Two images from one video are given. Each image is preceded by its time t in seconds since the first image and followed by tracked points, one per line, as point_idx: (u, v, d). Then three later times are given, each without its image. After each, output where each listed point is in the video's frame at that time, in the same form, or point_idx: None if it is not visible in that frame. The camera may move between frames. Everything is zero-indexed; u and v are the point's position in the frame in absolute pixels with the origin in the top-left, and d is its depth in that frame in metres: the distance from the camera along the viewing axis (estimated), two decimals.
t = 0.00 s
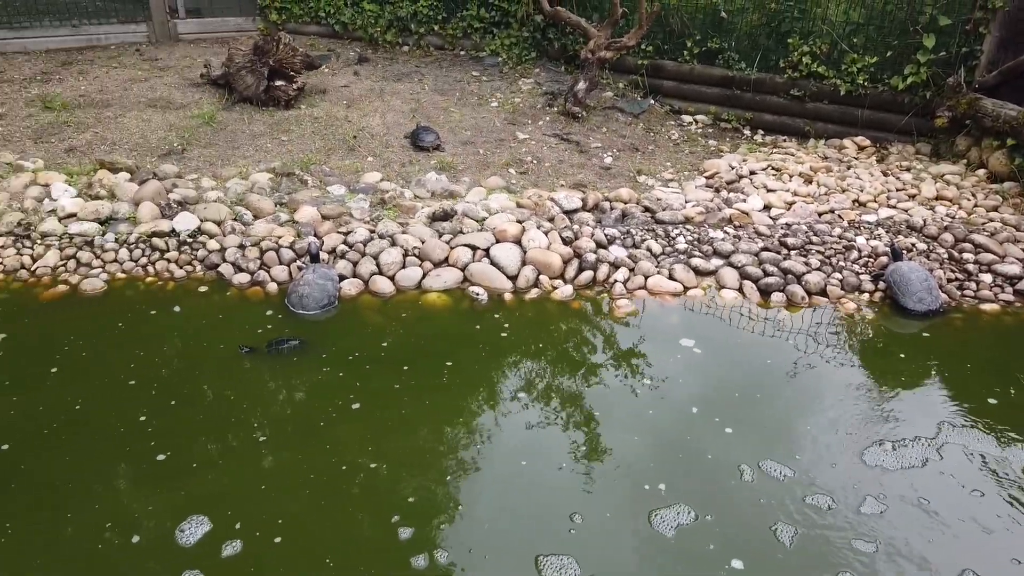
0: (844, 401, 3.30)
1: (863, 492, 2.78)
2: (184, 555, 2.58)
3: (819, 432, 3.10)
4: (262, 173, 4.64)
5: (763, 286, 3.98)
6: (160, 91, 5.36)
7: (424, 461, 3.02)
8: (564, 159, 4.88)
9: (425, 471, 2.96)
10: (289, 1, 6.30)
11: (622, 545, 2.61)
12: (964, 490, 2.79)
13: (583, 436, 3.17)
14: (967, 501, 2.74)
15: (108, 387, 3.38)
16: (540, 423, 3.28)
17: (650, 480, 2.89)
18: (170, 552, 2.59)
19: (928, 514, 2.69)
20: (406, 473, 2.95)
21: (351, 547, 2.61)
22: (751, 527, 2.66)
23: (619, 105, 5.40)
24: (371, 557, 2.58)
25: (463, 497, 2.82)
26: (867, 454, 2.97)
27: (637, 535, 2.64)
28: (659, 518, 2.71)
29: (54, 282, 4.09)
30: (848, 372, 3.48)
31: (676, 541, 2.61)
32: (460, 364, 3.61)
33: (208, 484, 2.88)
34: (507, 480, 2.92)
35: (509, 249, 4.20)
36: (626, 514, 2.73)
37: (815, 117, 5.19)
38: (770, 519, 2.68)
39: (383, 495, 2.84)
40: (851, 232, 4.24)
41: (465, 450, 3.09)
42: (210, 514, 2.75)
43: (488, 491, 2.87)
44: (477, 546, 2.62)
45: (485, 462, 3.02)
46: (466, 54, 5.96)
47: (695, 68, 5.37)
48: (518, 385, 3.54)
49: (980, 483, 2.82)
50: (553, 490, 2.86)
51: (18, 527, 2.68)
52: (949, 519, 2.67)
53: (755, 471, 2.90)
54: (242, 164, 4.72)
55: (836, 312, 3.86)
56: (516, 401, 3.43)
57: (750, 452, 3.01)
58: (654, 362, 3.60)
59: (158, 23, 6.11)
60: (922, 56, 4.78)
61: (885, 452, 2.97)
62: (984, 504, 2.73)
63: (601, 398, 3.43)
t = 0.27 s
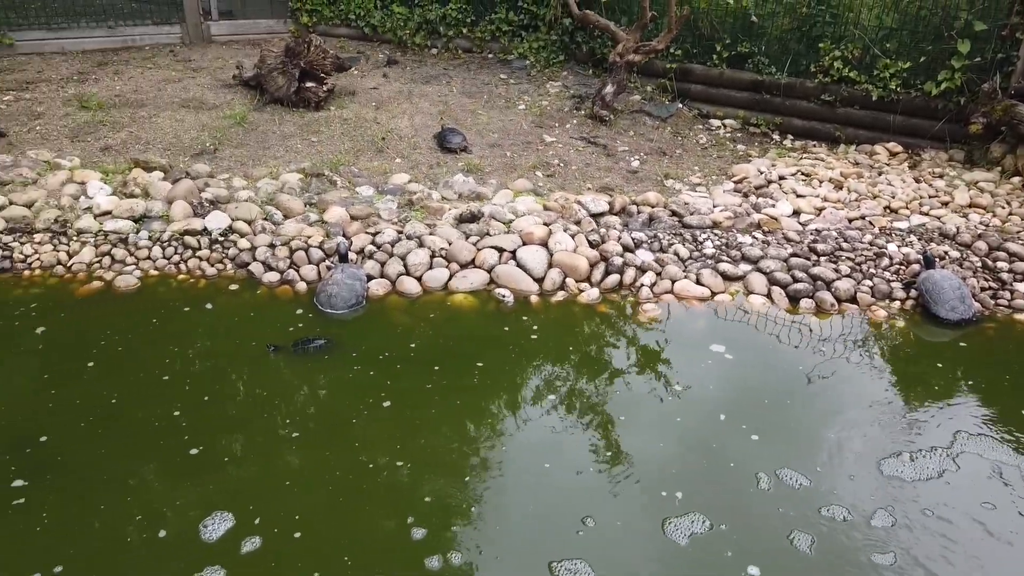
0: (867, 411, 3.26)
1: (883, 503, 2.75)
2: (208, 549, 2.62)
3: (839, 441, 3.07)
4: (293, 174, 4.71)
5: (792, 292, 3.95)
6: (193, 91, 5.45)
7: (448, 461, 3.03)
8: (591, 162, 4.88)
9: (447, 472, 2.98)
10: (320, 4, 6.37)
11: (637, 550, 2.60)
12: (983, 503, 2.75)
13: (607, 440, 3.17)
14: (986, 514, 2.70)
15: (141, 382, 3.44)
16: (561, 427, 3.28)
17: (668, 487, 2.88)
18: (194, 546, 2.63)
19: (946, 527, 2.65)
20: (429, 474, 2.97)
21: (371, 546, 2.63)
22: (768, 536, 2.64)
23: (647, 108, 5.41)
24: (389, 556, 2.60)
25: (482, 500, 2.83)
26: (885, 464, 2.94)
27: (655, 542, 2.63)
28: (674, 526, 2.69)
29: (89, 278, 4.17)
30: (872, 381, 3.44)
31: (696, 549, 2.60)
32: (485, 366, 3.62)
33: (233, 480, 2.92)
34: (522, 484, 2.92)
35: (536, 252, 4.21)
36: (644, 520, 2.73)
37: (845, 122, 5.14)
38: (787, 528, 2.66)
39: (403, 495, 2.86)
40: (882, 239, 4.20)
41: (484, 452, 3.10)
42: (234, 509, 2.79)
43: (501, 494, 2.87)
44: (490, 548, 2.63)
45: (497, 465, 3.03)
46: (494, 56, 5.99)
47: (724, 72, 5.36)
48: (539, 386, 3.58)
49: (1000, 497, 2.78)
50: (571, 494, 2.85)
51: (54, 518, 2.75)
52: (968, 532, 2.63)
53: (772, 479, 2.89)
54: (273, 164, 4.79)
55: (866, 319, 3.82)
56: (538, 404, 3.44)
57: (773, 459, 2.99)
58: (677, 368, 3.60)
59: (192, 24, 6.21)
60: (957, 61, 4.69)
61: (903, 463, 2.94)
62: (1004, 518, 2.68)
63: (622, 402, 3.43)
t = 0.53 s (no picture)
0: (891, 419, 3.22)
1: (904, 513, 2.71)
2: (230, 544, 2.66)
3: (860, 449, 3.03)
4: (322, 173, 4.77)
5: (821, 298, 3.92)
6: (224, 91, 5.52)
7: (471, 462, 3.05)
8: (617, 164, 4.87)
9: (468, 473, 2.99)
10: (349, 5, 6.43)
11: (652, 555, 2.60)
12: (1002, 515, 2.70)
13: (629, 443, 3.16)
14: (1005, 526, 2.66)
15: (175, 377, 3.51)
16: (581, 429, 3.28)
17: (687, 493, 2.87)
18: (217, 540, 2.67)
19: (963, 539, 2.61)
20: (450, 474, 2.98)
21: (388, 546, 2.65)
22: (785, 543, 2.62)
23: (674, 111, 5.43)
24: (406, 555, 2.61)
25: (501, 502, 2.84)
26: (903, 473, 2.90)
27: (671, 547, 2.62)
28: (689, 533, 2.68)
29: (122, 274, 4.25)
30: (898, 389, 3.40)
31: (713, 557, 2.58)
32: (510, 368, 3.62)
33: (257, 476, 2.96)
34: (537, 486, 2.93)
35: (562, 253, 4.21)
36: (662, 524, 2.72)
37: (876, 126, 5.09)
38: (803, 535, 2.64)
39: (422, 495, 2.88)
40: (913, 245, 4.15)
41: (504, 454, 3.11)
42: (256, 505, 2.82)
43: (515, 496, 2.87)
44: (503, 549, 2.63)
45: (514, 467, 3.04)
46: (521, 58, 6.01)
47: (753, 75, 5.37)
48: (561, 389, 3.56)
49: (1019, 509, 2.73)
50: (587, 498, 2.85)
51: (87, 506, 2.81)
52: (986, 544, 2.59)
53: (789, 485, 2.87)
54: (302, 164, 4.86)
55: (897, 327, 3.78)
56: (559, 406, 3.44)
57: (795, 466, 2.97)
58: (701, 372, 3.58)
59: (223, 25, 6.30)
60: (991, 66, 4.58)
61: (920, 473, 2.90)
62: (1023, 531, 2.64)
63: (643, 405, 3.42)
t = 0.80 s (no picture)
0: (919, 426, 3.17)
1: (925, 523, 2.68)
2: (252, 537, 2.69)
3: (884, 457, 3.00)
4: (351, 171, 4.82)
5: (852, 301, 3.88)
6: (256, 89, 5.59)
7: (496, 462, 3.05)
8: (645, 165, 4.86)
9: (489, 472, 3.00)
10: (379, 4, 6.48)
11: (668, 558, 2.59)
12: None
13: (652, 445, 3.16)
14: None
15: (208, 370, 3.57)
16: (604, 431, 3.28)
17: (706, 497, 2.85)
18: (239, 532, 2.71)
19: (983, 550, 2.57)
20: (471, 473, 2.99)
21: (406, 543, 2.67)
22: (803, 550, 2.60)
23: (703, 112, 5.42)
24: (422, 553, 2.63)
25: (520, 502, 2.85)
26: (924, 482, 2.86)
27: (687, 553, 2.61)
28: (705, 539, 2.66)
29: (155, 268, 4.33)
30: (926, 396, 3.35)
31: (729, 562, 2.56)
32: (536, 368, 3.62)
33: (281, 470, 3.00)
34: (557, 487, 2.93)
35: (590, 254, 4.21)
36: (680, 527, 2.72)
37: (910, 129, 5.02)
38: (821, 542, 2.62)
39: (442, 493, 2.90)
40: (948, 249, 4.09)
41: (525, 453, 3.12)
42: (278, 499, 2.86)
43: (532, 496, 2.88)
44: (518, 548, 2.65)
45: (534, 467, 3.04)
46: (550, 58, 6.03)
47: (785, 76, 5.34)
48: (585, 391, 3.55)
49: None
50: (605, 501, 2.85)
51: (120, 494, 2.87)
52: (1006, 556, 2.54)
53: (809, 491, 2.84)
54: (332, 162, 4.91)
55: (931, 332, 3.72)
56: (582, 407, 3.43)
57: (819, 472, 2.94)
58: (726, 375, 3.56)
59: (255, 24, 6.39)
60: None
61: (940, 482, 2.86)
62: None
63: (667, 408, 3.41)
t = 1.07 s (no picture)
0: (948, 434, 3.13)
1: (950, 532, 2.64)
2: (277, 529, 2.73)
3: (908, 464, 2.96)
4: (383, 169, 4.87)
5: (887, 305, 3.84)
6: (290, 86, 5.66)
7: (524, 461, 3.07)
8: (676, 165, 4.84)
9: (513, 471, 3.01)
10: (411, 3, 6.51)
11: (686, 559, 2.59)
12: None
13: (681, 446, 3.14)
14: None
15: (243, 364, 3.64)
16: (630, 431, 3.28)
17: (728, 500, 2.83)
18: (265, 525, 2.75)
19: (1002, 561, 2.53)
20: (495, 471, 3.01)
21: (429, 539, 2.70)
22: (822, 554, 2.58)
23: (736, 112, 5.38)
24: (444, 549, 2.65)
25: (542, 501, 2.87)
26: (946, 490, 2.83)
27: (705, 556, 2.59)
28: (724, 542, 2.65)
29: (191, 262, 4.41)
30: (957, 403, 3.30)
31: (750, 566, 2.55)
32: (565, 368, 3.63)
33: (308, 464, 3.04)
34: (579, 486, 2.94)
35: (620, 253, 4.20)
36: (700, 527, 2.72)
37: (947, 130, 4.95)
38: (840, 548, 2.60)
39: (464, 490, 2.92)
40: (986, 253, 4.03)
41: (550, 452, 3.13)
42: (303, 493, 2.89)
43: (553, 495, 2.90)
44: (536, 546, 2.66)
45: (557, 466, 3.05)
46: (581, 57, 6.04)
47: (819, 76, 5.28)
48: (612, 391, 3.55)
49: None
50: (624, 502, 2.85)
51: (156, 483, 2.94)
52: None
53: (831, 497, 2.82)
54: (364, 159, 4.96)
55: (966, 339, 3.67)
56: (608, 407, 3.44)
57: (845, 478, 2.91)
58: (754, 378, 3.54)
59: (289, 22, 6.47)
60: None
61: (963, 491, 2.82)
62: None
63: (693, 409, 3.40)
